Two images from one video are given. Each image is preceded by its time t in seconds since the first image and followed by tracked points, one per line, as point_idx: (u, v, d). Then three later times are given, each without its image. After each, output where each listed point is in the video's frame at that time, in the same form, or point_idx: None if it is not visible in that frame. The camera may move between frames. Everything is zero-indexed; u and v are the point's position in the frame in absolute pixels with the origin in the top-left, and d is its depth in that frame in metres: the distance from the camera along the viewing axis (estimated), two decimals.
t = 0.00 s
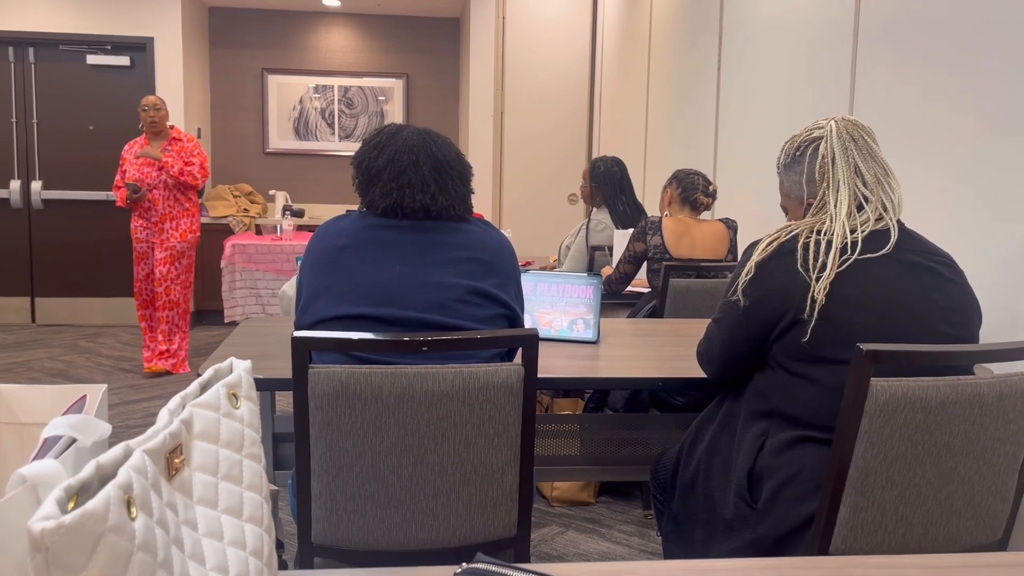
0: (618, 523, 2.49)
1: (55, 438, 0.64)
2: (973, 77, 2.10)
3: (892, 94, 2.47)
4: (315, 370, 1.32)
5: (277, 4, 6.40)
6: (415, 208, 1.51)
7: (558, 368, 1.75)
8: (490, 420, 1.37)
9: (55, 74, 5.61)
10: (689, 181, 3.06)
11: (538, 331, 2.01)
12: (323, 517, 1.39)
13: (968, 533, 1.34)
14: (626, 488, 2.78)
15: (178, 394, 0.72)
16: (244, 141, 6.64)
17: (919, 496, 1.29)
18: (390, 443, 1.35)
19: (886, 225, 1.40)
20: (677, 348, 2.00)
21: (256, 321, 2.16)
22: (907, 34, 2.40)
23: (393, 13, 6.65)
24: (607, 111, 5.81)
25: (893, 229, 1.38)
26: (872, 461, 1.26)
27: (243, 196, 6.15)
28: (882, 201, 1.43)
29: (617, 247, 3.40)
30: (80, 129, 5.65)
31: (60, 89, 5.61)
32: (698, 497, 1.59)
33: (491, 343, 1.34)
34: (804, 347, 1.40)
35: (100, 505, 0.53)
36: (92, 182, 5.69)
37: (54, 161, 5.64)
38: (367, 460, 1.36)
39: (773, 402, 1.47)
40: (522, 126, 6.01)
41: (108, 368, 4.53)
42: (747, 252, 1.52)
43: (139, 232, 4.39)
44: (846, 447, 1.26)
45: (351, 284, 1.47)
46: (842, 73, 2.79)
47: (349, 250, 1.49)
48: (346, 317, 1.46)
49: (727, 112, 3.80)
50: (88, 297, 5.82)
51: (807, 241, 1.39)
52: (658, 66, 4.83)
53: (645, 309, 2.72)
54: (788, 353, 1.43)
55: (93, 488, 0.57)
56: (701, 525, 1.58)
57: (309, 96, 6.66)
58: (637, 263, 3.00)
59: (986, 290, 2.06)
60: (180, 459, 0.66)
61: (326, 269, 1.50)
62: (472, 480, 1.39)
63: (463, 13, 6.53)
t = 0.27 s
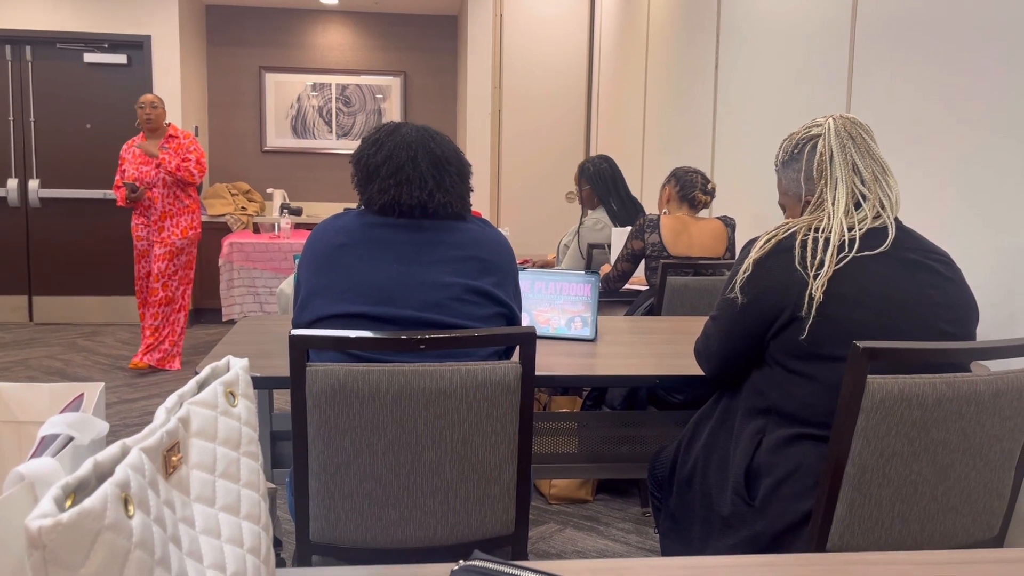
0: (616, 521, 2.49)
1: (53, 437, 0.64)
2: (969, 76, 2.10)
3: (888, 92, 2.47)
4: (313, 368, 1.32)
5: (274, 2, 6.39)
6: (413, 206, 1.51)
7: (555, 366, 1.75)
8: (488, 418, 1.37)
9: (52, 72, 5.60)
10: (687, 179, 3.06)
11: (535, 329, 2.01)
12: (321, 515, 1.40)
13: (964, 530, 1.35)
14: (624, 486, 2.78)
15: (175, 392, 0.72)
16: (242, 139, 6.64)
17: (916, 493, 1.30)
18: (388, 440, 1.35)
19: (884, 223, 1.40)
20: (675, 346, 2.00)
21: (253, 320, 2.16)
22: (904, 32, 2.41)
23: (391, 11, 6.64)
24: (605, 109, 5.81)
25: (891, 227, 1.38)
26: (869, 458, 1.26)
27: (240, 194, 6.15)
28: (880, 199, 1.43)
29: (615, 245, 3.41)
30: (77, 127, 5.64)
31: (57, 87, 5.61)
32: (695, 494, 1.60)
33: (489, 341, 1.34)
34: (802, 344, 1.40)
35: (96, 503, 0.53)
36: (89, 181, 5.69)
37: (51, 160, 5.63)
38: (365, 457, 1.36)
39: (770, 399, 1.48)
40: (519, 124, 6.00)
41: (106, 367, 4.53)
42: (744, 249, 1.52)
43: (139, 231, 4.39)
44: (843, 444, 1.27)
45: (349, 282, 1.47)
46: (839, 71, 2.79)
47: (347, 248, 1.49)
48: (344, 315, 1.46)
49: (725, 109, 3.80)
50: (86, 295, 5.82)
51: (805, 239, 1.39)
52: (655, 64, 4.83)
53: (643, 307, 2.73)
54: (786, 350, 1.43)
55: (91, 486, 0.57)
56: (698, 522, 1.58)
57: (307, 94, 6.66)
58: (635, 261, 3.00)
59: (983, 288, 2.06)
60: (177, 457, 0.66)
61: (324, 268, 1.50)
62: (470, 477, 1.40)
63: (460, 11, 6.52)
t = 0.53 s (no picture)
0: (615, 519, 2.49)
1: (52, 436, 0.64)
2: (968, 75, 2.10)
3: (887, 91, 2.48)
4: (313, 367, 1.32)
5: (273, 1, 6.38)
6: (412, 204, 1.51)
7: (554, 364, 1.76)
8: (487, 417, 1.37)
9: (50, 72, 5.59)
10: (686, 178, 3.06)
11: (535, 328, 2.01)
12: (321, 513, 1.40)
13: (962, 527, 1.35)
14: (623, 484, 2.78)
15: (174, 391, 0.72)
16: (240, 138, 6.64)
17: (914, 490, 1.30)
18: (388, 439, 1.35)
19: (883, 221, 1.40)
20: (674, 344, 2.00)
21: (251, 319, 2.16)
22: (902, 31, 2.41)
23: (389, 10, 6.64)
24: (604, 107, 5.81)
25: (890, 225, 1.38)
26: (867, 456, 1.26)
27: (239, 193, 6.14)
28: (880, 197, 1.43)
29: (614, 244, 3.41)
30: (76, 127, 5.64)
31: (55, 86, 5.60)
32: (694, 492, 1.60)
33: (487, 340, 1.34)
34: (800, 341, 1.40)
35: (96, 501, 0.53)
36: (88, 180, 5.69)
37: (50, 160, 5.63)
38: (365, 456, 1.36)
39: (768, 397, 1.48)
40: (518, 122, 6.00)
41: (105, 366, 4.53)
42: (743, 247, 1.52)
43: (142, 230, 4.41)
44: (841, 442, 1.27)
45: (348, 281, 1.47)
46: (838, 69, 2.79)
47: (346, 247, 1.49)
48: (343, 313, 1.46)
49: (724, 107, 3.80)
50: (85, 295, 5.81)
51: (804, 236, 1.39)
52: (654, 62, 4.83)
53: (642, 305, 2.73)
54: (785, 348, 1.43)
55: (90, 484, 0.57)
56: (697, 520, 1.58)
57: (306, 93, 6.66)
58: (634, 259, 3.00)
59: (981, 286, 2.06)
60: (176, 456, 0.66)
61: (323, 266, 1.50)
62: (470, 476, 1.40)
63: (459, 10, 6.52)
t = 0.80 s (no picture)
0: (615, 518, 2.49)
1: (50, 436, 0.64)
2: (967, 73, 2.10)
3: (887, 90, 2.48)
4: (312, 366, 1.32)
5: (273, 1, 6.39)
6: (411, 203, 1.51)
7: (554, 364, 1.75)
8: (487, 415, 1.37)
9: (51, 72, 5.60)
10: (687, 177, 3.06)
11: (535, 327, 2.01)
12: (320, 513, 1.40)
13: (961, 525, 1.35)
14: (623, 483, 2.78)
15: (171, 391, 0.72)
16: (241, 138, 6.64)
17: (913, 489, 1.30)
18: (387, 438, 1.35)
19: (884, 220, 1.40)
20: (674, 343, 2.00)
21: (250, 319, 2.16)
22: (901, 30, 2.41)
23: (389, 9, 6.64)
24: (604, 107, 5.81)
25: (890, 224, 1.38)
26: (866, 454, 1.26)
27: (240, 193, 6.15)
28: (880, 196, 1.43)
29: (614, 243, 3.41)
30: (76, 127, 5.64)
31: (56, 86, 5.61)
32: (694, 491, 1.60)
33: (486, 339, 1.34)
34: (800, 341, 1.40)
35: (93, 501, 0.53)
36: (88, 180, 5.69)
37: (50, 160, 5.63)
38: (364, 455, 1.36)
39: (768, 396, 1.48)
40: (518, 122, 6.00)
41: (106, 366, 4.54)
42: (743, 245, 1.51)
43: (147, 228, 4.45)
44: (840, 441, 1.27)
45: (347, 281, 1.47)
46: (838, 68, 2.79)
47: (346, 246, 1.49)
48: (342, 313, 1.46)
49: (723, 106, 3.80)
50: (85, 294, 5.82)
51: (804, 235, 1.39)
52: (654, 60, 4.83)
53: (642, 304, 2.73)
54: (784, 346, 1.43)
55: (87, 483, 0.57)
56: (696, 519, 1.59)
57: (306, 93, 6.66)
58: (634, 258, 3.00)
59: (981, 285, 2.06)
60: (174, 456, 0.66)
61: (322, 267, 1.50)
62: (469, 475, 1.40)
63: (459, 9, 6.52)
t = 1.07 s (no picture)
0: (618, 519, 2.49)
1: (49, 437, 0.64)
2: (969, 72, 2.10)
3: (889, 89, 2.47)
4: (313, 367, 1.32)
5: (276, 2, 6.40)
6: (413, 204, 1.51)
7: (556, 364, 1.75)
8: (488, 416, 1.37)
9: (54, 73, 5.61)
10: (690, 177, 3.06)
11: (537, 327, 2.01)
12: (322, 513, 1.40)
13: (965, 526, 1.34)
14: (626, 483, 2.78)
15: (171, 393, 0.72)
16: (244, 139, 6.65)
17: (916, 489, 1.30)
18: (388, 439, 1.35)
19: (886, 220, 1.40)
20: (676, 343, 1.99)
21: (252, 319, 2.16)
22: (903, 30, 2.40)
23: (391, 10, 6.64)
24: (607, 106, 5.80)
25: (893, 224, 1.37)
26: (869, 455, 1.26)
27: (243, 194, 6.15)
28: (883, 195, 1.43)
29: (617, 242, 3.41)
30: (80, 128, 5.65)
31: (59, 88, 5.62)
32: (696, 491, 1.60)
33: (487, 339, 1.34)
34: (803, 340, 1.40)
35: (92, 502, 0.53)
36: (91, 181, 5.70)
37: (53, 161, 5.65)
38: (366, 456, 1.36)
39: (770, 396, 1.47)
40: (520, 122, 5.99)
41: (109, 366, 4.55)
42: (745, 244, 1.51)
43: (165, 228, 4.53)
44: (843, 442, 1.27)
45: (349, 281, 1.47)
46: (841, 67, 2.78)
47: (347, 247, 1.49)
48: (344, 314, 1.46)
49: (726, 106, 3.79)
50: (88, 295, 5.83)
51: (806, 235, 1.39)
52: (656, 60, 4.82)
53: (644, 304, 2.73)
54: (787, 346, 1.43)
55: (86, 485, 0.57)
56: (699, 520, 1.58)
57: (309, 93, 6.67)
58: (637, 258, 3.00)
59: (985, 284, 2.05)
60: (173, 457, 0.66)
61: (323, 267, 1.50)
62: (471, 475, 1.40)
63: (460, 9, 6.52)
